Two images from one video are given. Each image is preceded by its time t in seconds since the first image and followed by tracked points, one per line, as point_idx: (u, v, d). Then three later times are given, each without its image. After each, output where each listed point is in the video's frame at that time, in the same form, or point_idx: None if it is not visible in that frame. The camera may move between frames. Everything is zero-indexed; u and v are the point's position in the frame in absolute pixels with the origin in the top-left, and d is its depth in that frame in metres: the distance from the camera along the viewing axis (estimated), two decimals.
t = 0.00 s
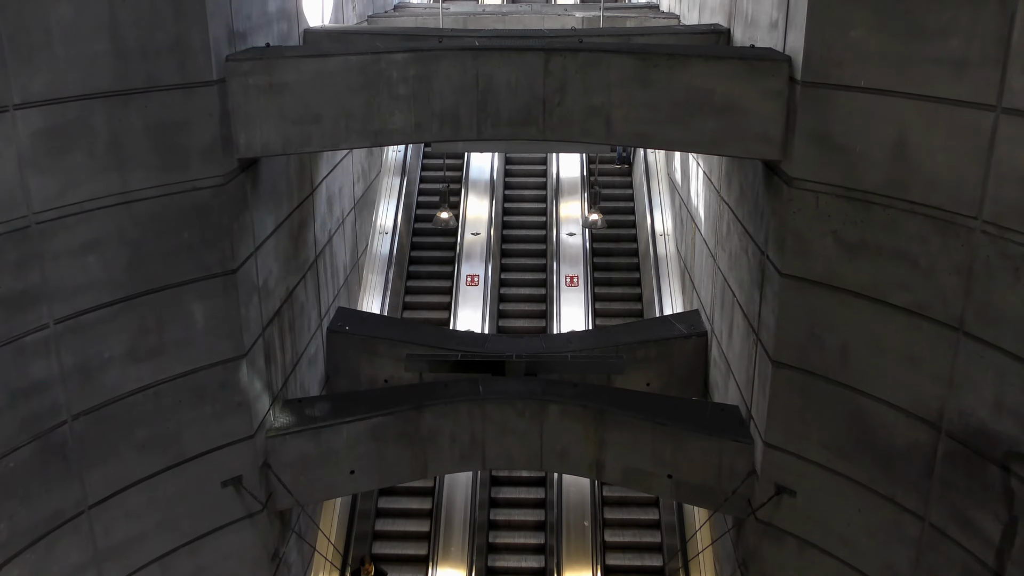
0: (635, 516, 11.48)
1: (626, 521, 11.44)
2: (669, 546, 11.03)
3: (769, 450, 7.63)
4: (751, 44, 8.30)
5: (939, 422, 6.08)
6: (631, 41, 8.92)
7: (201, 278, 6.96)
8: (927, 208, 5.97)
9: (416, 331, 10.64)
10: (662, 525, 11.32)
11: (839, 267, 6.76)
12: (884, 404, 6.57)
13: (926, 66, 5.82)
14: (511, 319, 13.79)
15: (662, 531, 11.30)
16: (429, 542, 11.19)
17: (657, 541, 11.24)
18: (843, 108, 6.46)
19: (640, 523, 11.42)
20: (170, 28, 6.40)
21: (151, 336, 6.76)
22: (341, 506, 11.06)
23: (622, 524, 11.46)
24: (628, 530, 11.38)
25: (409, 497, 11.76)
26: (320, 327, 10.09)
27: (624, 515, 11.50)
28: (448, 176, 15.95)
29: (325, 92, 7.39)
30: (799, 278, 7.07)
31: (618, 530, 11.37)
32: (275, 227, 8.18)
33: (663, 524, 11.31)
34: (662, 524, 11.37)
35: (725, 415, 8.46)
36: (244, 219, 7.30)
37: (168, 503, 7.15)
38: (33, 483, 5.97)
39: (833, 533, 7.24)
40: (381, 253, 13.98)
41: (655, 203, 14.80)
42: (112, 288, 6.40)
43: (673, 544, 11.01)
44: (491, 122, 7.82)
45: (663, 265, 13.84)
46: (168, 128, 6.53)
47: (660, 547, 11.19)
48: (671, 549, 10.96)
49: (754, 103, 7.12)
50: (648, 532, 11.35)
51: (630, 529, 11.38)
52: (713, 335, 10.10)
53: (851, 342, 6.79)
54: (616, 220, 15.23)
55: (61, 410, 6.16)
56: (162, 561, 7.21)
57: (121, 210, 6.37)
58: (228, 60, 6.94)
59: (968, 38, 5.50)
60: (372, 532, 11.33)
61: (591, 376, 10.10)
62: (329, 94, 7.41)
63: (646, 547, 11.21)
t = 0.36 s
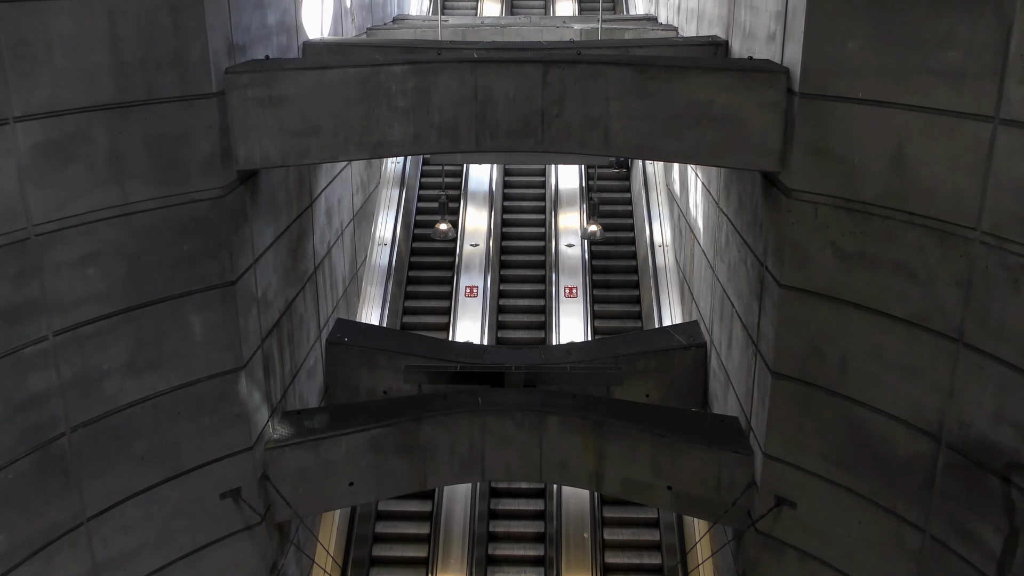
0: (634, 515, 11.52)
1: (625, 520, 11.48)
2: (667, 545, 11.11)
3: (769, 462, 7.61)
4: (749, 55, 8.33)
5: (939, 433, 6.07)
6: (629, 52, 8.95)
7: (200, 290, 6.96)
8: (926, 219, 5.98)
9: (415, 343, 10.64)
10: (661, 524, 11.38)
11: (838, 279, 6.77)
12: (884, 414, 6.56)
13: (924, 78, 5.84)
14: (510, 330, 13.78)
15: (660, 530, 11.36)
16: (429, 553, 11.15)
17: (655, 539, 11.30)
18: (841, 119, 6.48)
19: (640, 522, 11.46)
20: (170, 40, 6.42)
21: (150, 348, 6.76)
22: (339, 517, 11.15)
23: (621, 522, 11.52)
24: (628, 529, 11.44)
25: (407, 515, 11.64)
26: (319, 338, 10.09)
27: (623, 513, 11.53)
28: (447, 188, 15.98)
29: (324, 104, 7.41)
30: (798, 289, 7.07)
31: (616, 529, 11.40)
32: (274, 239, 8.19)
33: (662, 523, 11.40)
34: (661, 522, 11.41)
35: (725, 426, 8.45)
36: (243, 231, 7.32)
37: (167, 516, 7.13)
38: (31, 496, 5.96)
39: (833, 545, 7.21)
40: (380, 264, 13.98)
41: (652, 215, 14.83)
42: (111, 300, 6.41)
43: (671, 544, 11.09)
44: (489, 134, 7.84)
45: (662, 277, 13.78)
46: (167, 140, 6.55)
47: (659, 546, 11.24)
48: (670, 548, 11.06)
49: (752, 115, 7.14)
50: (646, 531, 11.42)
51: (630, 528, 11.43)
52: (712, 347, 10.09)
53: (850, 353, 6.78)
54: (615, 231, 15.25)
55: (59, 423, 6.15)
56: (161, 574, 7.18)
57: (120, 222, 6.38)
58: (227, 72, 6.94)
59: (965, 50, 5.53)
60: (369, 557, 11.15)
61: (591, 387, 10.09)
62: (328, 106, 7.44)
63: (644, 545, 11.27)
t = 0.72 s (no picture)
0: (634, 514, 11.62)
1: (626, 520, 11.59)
2: (666, 545, 11.20)
3: (770, 474, 7.58)
4: (746, 67, 8.36)
5: (939, 445, 6.06)
6: (627, 65, 8.98)
7: (199, 303, 6.96)
8: (924, 231, 5.99)
9: (415, 355, 10.63)
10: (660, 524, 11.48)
11: (837, 291, 6.78)
12: (884, 426, 6.55)
13: (921, 90, 5.87)
14: (509, 343, 13.78)
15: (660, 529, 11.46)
16: (428, 566, 11.09)
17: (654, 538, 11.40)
18: (839, 131, 6.50)
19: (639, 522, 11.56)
20: (170, 54, 6.44)
21: (149, 362, 6.75)
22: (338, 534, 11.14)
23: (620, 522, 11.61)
24: (627, 528, 11.53)
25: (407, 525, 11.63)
26: (318, 351, 10.09)
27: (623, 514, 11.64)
28: (446, 200, 15.99)
29: (323, 117, 7.43)
30: (797, 301, 7.07)
31: (616, 529, 11.49)
32: (273, 251, 8.20)
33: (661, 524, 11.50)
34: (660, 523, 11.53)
35: (724, 438, 8.43)
36: (242, 244, 7.32)
37: (166, 530, 7.10)
38: (29, 510, 5.94)
39: (834, 557, 7.19)
40: (380, 276, 13.99)
41: (651, 227, 14.87)
42: (110, 313, 6.41)
43: (671, 544, 11.18)
44: (488, 146, 7.86)
45: (661, 289, 13.78)
46: (167, 154, 6.57)
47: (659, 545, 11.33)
48: (670, 548, 11.14)
49: (749, 127, 7.16)
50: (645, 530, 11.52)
51: (629, 528, 11.52)
52: (712, 358, 10.08)
53: (850, 365, 6.78)
54: (614, 243, 15.25)
55: (58, 437, 6.14)
56: None
57: (119, 235, 6.38)
58: (226, 85, 6.95)
59: (962, 62, 5.55)
60: None
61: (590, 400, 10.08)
62: (327, 119, 7.46)
63: (642, 543, 11.37)
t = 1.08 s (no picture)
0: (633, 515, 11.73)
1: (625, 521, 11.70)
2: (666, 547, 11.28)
3: (771, 488, 7.56)
4: (744, 82, 8.40)
5: (940, 458, 6.05)
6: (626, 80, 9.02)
7: (198, 319, 6.95)
8: (924, 245, 6.00)
9: (414, 370, 10.63)
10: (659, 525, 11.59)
11: (836, 304, 6.78)
12: (885, 440, 6.54)
13: (919, 105, 5.89)
14: (508, 357, 13.78)
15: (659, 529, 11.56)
16: None
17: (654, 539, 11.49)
18: (838, 146, 6.52)
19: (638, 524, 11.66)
20: (170, 70, 6.46)
21: (149, 378, 6.75)
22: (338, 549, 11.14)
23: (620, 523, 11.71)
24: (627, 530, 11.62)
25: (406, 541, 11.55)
26: (318, 366, 10.08)
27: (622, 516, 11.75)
28: (445, 214, 16.02)
29: (323, 132, 7.46)
30: (797, 315, 7.07)
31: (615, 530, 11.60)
32: (273, 266, 8.21)
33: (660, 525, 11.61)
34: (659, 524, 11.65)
35: (725, 452, 8.41)
36: (242, 259, 7.33)
37: (165, 546, 7.07)
38: (28, 527, 5.92)
39: (836, 572, 7.16)
40: (380, 290, 14.05)
41: (650, 241, 14.92)
42: (110, 329, 6.40)
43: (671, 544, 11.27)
44: (488, 161, 7.89)
45: (661, 303, 13.81)
46: (167, 169, 6.58)
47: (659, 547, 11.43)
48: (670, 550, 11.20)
49: (748, 141, 7.18)
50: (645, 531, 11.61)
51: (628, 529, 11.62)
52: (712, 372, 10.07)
53: (850, 379, 6.77)
54: (614, 256, 15.25)
55: (57, 453, 6.12)
56: None
57: (119, 251, 6.39)
58: (226, 101, 6.98)
59: (959, 76, 5.58)
60: None
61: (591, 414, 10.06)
62: (327, 135, 7.48)
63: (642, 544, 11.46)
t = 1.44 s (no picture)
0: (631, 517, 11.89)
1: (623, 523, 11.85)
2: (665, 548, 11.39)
3: (771, 500, 7.54)
4: (744, 93, 8.42)
5: (941, 470, 6.03)
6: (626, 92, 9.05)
7: (198, 330, 6.95)
8: (923, 256, 6.00)
9: (414, 382, 10.62)
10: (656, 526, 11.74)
11: (836, 315, 6.78)
12: (886, 452, 6.52)
13: (917, 116, 5.91)
14: (508, 368, 13.76)
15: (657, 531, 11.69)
16: None
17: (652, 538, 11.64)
18: (836, 157, 6.53)
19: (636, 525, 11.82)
20: (171, 83, 6.49)
21: (148, 390, 6.74)
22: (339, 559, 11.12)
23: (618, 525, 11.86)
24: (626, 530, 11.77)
25: (407, 554, 11.48)
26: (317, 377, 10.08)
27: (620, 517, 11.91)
28: (446, 225, 16.04)
29: (323, 144, 7.47)
30: (797, 326, 7.07)
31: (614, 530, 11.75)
32: (273, 278, 8.21)
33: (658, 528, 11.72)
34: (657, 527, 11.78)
35: (725, 464, 8.38)
36: (242, 271, 7.34)
37: (163, 558, 7.05)
38: (27, 540, 5.90)
39: None
40: (380, 302, 14.06)
41: (651, 252, 14.94)
42: (109, 341, 6.40)
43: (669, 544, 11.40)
44: (487, 173, 7.91)
45: (661, 313, 13.82)
46: (167, 181, 6.59)
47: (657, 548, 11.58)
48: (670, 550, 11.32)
49: (747, 153, 7.20)
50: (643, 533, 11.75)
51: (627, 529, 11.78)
52: (712, 383, 10.06)
53: (850, 390, 6.76)
54: (614, 267, 15.25)
55: (56, 465, 6.11)
56: None
57: (119, 263, 6.39)
58: (226, 113, 7.00)
59: (957, 88, 5.60)
60: None
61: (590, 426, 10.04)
62: (327, 146, 7.49)
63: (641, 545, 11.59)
